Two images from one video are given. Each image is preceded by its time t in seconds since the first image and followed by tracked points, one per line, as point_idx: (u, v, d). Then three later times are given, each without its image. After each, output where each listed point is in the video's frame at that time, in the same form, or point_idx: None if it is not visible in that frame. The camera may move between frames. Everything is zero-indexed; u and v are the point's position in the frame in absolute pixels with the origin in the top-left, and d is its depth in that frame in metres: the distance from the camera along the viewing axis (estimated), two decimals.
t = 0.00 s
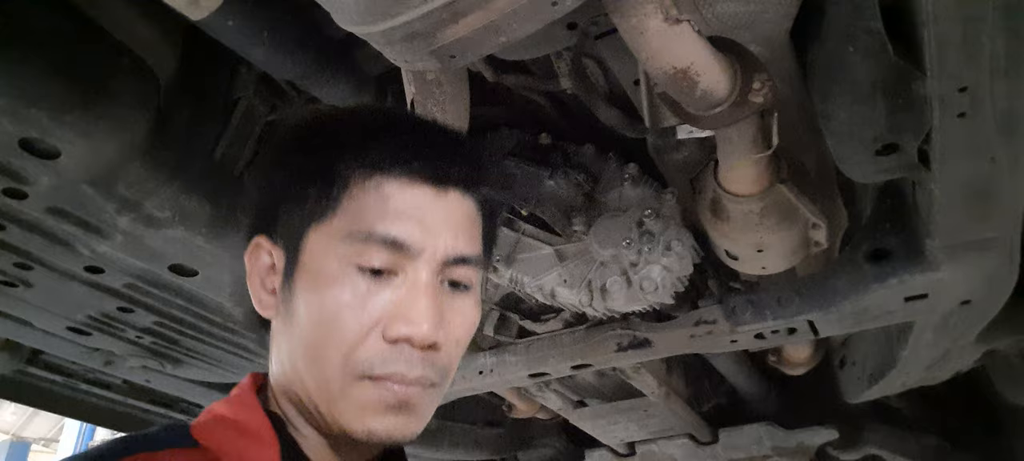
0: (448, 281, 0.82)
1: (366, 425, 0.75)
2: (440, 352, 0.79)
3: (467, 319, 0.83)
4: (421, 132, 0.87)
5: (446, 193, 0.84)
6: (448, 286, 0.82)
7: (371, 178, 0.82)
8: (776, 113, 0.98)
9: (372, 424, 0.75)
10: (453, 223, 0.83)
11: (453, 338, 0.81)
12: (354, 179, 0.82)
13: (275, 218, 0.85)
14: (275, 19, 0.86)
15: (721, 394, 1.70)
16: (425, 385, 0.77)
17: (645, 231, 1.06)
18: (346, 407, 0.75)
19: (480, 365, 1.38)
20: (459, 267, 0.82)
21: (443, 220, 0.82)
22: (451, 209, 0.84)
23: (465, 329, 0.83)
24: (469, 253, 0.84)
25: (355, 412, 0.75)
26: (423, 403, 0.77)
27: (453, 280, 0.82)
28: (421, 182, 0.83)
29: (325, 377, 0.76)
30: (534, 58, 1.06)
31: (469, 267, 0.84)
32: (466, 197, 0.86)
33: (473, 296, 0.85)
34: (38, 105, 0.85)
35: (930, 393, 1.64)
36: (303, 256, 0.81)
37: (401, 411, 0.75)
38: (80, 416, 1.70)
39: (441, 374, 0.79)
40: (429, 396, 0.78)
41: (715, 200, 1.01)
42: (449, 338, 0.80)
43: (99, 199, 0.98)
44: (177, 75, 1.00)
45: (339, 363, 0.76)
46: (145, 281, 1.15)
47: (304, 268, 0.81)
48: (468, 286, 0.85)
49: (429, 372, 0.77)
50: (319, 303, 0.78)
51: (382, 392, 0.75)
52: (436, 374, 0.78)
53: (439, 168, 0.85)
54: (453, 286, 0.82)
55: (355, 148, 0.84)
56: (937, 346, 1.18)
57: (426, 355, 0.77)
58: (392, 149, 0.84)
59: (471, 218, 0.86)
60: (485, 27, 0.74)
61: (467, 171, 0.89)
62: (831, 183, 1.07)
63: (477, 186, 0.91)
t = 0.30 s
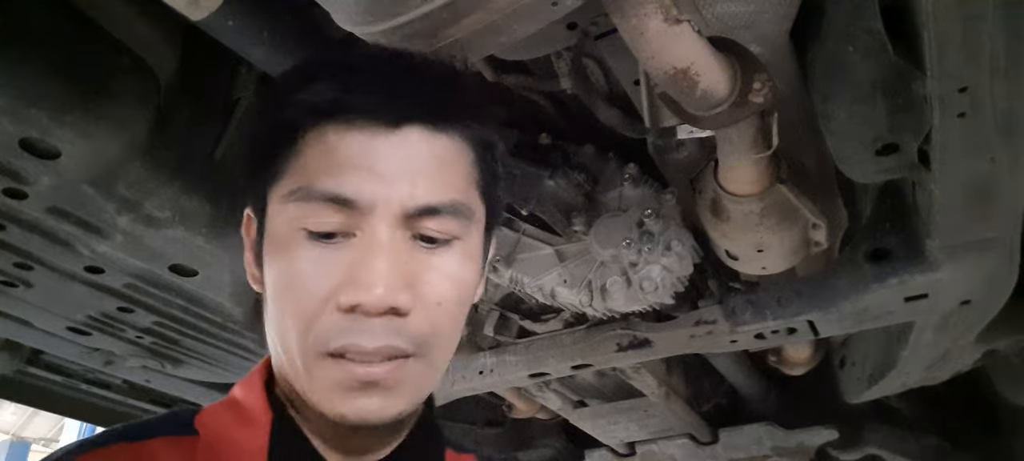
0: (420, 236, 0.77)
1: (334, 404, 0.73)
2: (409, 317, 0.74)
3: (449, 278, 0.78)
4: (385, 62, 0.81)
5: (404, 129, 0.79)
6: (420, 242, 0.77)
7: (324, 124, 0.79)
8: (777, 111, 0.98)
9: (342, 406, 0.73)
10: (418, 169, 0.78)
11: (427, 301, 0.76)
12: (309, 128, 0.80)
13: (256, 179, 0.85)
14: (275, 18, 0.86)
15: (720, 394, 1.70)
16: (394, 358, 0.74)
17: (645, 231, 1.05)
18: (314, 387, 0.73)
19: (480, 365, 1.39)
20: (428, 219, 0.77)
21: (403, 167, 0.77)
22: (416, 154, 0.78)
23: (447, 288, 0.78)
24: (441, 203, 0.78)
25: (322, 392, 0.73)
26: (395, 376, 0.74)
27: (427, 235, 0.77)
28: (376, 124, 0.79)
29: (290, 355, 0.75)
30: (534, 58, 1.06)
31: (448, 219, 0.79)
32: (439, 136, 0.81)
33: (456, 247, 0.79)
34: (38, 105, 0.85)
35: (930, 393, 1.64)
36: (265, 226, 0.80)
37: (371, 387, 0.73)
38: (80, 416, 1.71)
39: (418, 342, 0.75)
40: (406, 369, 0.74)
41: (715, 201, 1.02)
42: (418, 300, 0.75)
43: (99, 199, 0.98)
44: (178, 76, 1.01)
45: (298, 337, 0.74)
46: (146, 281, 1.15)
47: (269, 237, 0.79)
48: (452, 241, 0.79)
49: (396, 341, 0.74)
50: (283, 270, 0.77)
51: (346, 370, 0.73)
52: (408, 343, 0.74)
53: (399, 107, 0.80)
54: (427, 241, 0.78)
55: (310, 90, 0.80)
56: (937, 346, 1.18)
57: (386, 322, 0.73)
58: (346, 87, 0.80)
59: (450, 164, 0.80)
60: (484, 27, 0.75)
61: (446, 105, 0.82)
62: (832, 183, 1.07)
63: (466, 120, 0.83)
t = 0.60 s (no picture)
0: (400, 245, 0.75)
1: (316, 425, 0.73)
2: (387, 334, 0.72)
3: (433, 288, 0.76)
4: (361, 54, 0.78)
5: (378, 129, 0.76)
6: (400, 251, 0.75)
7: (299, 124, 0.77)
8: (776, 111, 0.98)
9: (323, 427, 0.72)
10: (396, 174, 0.74)
11: (408, 315, 0.74)
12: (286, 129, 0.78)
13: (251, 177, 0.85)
14: (273, 17, 0.85)
15: (720, 394, 1.70)
16: (373, 379, 0.72)
17: (645, 232, 1.05)
18: (297, 406, 0.73)
19: (480, 365, 1.39)
20: (408, 229, 0.74)
21: (378, 174, 0.74)
22: (395, 159, 0.75)
23: (431, 300, 0.75)
24: (422, 210, 0.75)
25: (305, 412, 0.73)
26: (376, 397, 0.72)
27: (408, 243, 0.75)
28: (350, 124, 0.76)
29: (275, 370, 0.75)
30: (535, 59, 1.07)
31: (432, 227, 0.75)
32: (419, 133, 0.77)
33: (441, 254, 0.77)
34: (38, 105, 0.85)
35: (930, 393, 1.64)
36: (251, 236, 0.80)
37: (351, 411, 0.72)
38: (80, 416, 1.71)
39: (400, 360, 0.73)
40: (389, 388, 0.73)
41: (715, 200, 1.02)
42: (398, 315, 0.73)
43: (99, 199, 0.98)
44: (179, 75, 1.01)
45: (279, 353, 0.74)
46: (146, 281, 1.15)
47: (253, 248, 0.78)
48: (437, 249, 0.77)
49: (376, 362, 0.71)
50: (265, 281, 0.76)
51: (324, 392, 0.72)
52: (388, 363, 0.72)
53: (372, 103, 0.76)
54: (408, 251, 0.75)
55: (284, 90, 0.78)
56: (937, 346, 1.18)
57: (361, 343, 0.71)
58: (316, 84, 0.77)
59: (434, 166, 0.77)
60: (485, 26, 0.75)
61: (427, 97, 0.78)
62: (832, 183, 1.07)
63: (451, 111, 0.80)
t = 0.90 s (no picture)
0: (383, 254, 0.74)
1: (302, 432, 0.73)
2: (372, 344, 0.72)
3: (417, 296, 0.75)
4: (336, 62, 0.76)
5: (358, 140, 0.75)
6: (384, 260, 0.74)
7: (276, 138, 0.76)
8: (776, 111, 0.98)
9: (308, 434, 0.73)
10: (378, 183, 0.74)
11: (394, 324, 0.74)
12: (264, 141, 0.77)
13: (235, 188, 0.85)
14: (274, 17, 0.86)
15: (720, 394, 1.70)
16: (359, 387, 0.73)
17: (645, 232, 1.05)
18: (282, 413, 0.74)
19: (480, 365, 1.39)
20: (391, 237, 0.74)
21: (362, 183, 0.73)
22: (378, 167, 0.74)
23: (416, 308, 0.75)
24: (407, 220, 0.74)
25: (290, 419, 0.73)
26: (361, 404, 0.73)
27: (392, 251, 0.74)
28: (329, 134, 0.75)
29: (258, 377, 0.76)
30: (534, 58, 1.07)
31: (416, 235, 0.75)
32: (400, 142, 0.76)
33: (426, 260, 0.76)
34: (39, 104, 0.86)
35: (930, 393, 1.64)
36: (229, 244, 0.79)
37: (336, 418, 0.72)
38: (80, 416, 1.71)
39: (386, 368, 0.73)
40: (375, 396, 0.73)
41: (715, 200, 1.02)
42: (383, 324, 0.73)
43: (100, 199, 0.98)
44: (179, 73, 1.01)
45: (262, 362, 0.75)
46: (146, 281, 1.15)
47: (234, 254, 0.78)
48: (422, 256, 0.76)
49: (360, 373, 0.72)
50: (246, 289, 0.76)
51: (310, 400, 0.72)
52: (374, 371, 0.73)
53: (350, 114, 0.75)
54: (392, 259, 0.75)
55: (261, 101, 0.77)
56: (937, 346, 1.18)
57: (347, 354, 0.71)
58: (291, 94, 0.76)
59: (417, 174, 0.76)
60: (485, 27, 0.76)
61: (406, 106, 0.77)
62: (832, 183, 1.07)
63: (433, 117, 0.79)
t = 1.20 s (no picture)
0: (412, 260, 0.77)
1: (321, 429, 0.75)
2: (398, 346, 0.75)
3: (442, 301, 0.79)
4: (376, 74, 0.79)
5: (395, 150, 0.78)
6: (413, 267, 0.77)
7: (317, 145, 0.78)
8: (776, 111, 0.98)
9: (328, 430, 0.74)
10: (410, 193, 0.76)
11: (419, 327, 0.77)
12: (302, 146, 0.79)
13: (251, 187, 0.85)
14: (275, 17, 0.86)
15: (720, 394, 1.70)
16: (382, 388, 0.74)
17: (645, 231, 1.05)
18: (301, 410, 0.75)
19: (480, 365, 1.39)
20: (421, 245, 0.77)
21: (394, 191, 0.76)
22: (410, 177, 0.77)
23: (439, 313, 0.78)
24: (436, 229, 0.77)
25: (310, 416, 0.75)
26: (383, 404, 0.75)
27: (420, 258, 0.78)
28: (369, 145, 0.77)
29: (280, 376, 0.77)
30: (534, 59, 1.07)
31: (444, 244, 0.78)
32: (435, 156, 0.80)
33: (451, 270, 0.80)
34: (38, 105, 0.86)
35: (929, 393, 1.64)
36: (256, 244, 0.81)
37: (357, 417, 0.74)
38: (80, 416, 1.71)
39: (409, 370, 0.76)
40: (396, 397, 0.75)
41: (715, 200, 1.02)
42: (410, 328, 0.76)
43: (100, 199, 0.98)
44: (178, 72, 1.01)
45: (287, 360, 0.76)
46: (146, 281, 1.15)
47: (260, 255, 0.79)
48: (447, 264, 0.80)
49: (384, 374, 0.74)
50: (273, 289, 0.77)
51: (335, 399, 0.74)
52: (398, 373, 0.75)
53: (394, 126, 0.78)
54: (420, 265, 0.78)
55: (302, 107, 0.79)
56: (937, 346, 1.18)
57: (375, 354, 0.73)
58: (335, 104, 0.78)
59: (445, 186, 0.79)
60: (485, 27, 0.75)
61: (443, 121, 0.81)
62: (832, 183, 1.07)
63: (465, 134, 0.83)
